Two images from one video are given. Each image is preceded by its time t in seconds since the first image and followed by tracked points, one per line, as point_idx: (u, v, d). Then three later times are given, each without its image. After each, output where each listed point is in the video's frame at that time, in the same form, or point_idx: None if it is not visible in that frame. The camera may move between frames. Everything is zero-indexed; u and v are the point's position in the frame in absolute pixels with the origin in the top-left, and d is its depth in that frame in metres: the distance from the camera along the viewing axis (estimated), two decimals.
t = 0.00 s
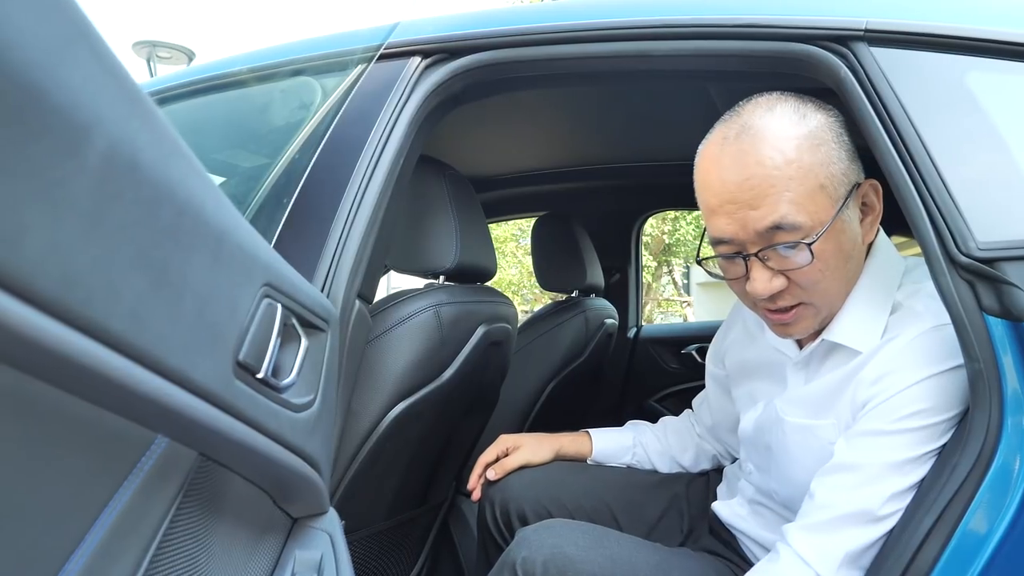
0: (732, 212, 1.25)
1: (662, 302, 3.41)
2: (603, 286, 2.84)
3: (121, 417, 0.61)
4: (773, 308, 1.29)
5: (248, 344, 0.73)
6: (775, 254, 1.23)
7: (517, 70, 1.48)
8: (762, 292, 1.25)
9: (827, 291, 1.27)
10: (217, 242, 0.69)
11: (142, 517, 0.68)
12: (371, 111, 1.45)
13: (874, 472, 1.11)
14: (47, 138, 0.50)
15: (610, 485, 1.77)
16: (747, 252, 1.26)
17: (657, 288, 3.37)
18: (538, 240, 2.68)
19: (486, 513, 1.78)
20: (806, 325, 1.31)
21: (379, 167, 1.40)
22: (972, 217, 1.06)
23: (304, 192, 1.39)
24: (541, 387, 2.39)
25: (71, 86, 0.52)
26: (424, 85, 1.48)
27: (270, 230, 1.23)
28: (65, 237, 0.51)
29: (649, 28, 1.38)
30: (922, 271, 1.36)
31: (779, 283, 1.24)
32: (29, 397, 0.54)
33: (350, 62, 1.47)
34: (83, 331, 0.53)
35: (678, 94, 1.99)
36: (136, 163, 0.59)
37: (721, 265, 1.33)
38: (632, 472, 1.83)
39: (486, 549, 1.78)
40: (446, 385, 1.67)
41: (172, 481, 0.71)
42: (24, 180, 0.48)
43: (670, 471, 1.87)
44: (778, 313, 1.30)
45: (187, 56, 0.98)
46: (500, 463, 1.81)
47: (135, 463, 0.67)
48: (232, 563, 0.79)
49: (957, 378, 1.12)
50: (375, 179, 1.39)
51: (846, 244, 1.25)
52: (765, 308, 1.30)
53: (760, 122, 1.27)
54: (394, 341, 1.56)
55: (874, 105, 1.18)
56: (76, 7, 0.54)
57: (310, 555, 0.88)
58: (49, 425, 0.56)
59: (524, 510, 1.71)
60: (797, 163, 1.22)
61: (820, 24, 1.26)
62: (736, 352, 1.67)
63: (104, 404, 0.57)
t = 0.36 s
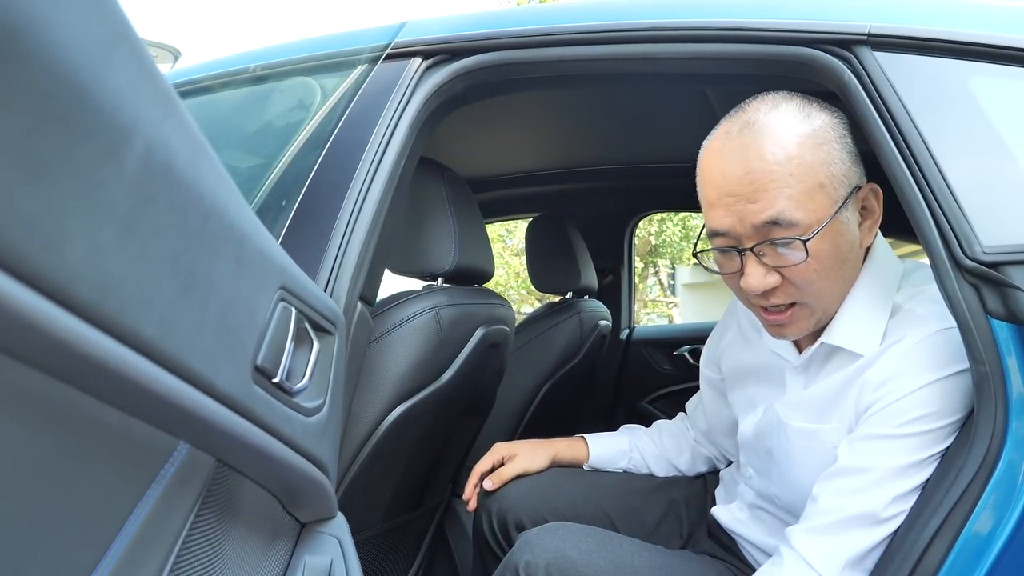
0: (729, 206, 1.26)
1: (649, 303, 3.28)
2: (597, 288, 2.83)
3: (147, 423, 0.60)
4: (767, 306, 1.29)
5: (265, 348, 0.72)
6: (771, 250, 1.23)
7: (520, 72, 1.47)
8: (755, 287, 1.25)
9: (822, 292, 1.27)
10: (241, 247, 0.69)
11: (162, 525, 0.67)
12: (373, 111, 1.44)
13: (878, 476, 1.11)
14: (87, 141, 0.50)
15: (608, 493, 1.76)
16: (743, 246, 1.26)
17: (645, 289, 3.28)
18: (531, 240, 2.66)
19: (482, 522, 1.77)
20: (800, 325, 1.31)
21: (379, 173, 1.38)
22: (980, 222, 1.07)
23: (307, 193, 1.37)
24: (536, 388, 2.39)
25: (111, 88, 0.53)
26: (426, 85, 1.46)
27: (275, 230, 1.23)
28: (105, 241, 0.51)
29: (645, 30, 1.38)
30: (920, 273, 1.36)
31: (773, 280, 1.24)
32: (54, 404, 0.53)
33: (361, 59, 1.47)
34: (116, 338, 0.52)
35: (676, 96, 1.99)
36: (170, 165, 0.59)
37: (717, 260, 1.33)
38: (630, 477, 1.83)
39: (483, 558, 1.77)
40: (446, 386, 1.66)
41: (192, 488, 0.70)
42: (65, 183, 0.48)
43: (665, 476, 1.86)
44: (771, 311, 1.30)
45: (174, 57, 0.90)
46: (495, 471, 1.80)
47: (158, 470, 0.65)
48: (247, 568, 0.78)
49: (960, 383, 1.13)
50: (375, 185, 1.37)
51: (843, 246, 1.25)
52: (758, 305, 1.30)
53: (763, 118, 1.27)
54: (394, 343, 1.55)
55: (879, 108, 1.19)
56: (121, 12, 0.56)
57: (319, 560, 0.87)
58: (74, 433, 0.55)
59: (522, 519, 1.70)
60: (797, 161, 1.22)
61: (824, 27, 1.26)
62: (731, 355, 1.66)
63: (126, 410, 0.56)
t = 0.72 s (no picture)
0: (710, 183, 1.30)
1: (627, 305, 3.22)
2: (584, 289, 2.82)
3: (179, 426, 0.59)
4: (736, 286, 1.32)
5: (283, 349, 0.70)
6: (741, 230, 1.27)
7: (519, 74, 1.40)
8: (720, 262, 1.30)
9: (788, 284, 1.27)
10: (270, 246, 0.67)
11: (185, 531, 0.64)
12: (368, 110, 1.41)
13: (882, 475, 1.11)
14: (138, 134, 0.49)
15: (605, 492, 1.76)
16: (718, 223, 1.30)
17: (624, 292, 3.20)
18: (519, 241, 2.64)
19: (478, 521, 1.74)
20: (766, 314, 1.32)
21: (379, 169, 1.25)
22: (983, 226, 1.07)
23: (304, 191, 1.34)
24: (526, 388, 2.37)
25: (162, 81, 0.52)
26: (425, 83, 1.35)
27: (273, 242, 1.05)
28: (152, 236, 0.50)
29: (635, 30, 1.33)
30: (920, 274, 1.35)
31: (738, 259, 1.28)
32: (83, 408, 0.50)
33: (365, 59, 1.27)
34: (160, 339, 0.51)
35: (668, 97, 1.99)
36: (213, 159, 0.59)
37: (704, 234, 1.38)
38: (625, 477, 1.82)
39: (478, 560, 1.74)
40: (440, 388, 1.62)
41: (214, 492, 0.67)
42: (117, 176, 0.47)
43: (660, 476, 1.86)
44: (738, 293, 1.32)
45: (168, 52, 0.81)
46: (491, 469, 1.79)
47: (182, 474, 0.62)
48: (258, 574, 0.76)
49: (961, 382, 1.13)
50: (375, 183, 1.24)
51: (815, 241, 1.25)
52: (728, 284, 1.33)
53: (764, 106, 1.29)
54: (389, 344, 1.52)
55: (879, 110, 1.18)
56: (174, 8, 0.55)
57: (328, 563, 0.85)
58: (102, 436, 0.52)
59: (518, 518, 1.69)
60: (779, 150, 1.24)
61: (825, 30, 1.24)
62: (731, 352, 1.66)
63: (153, 411, 0.54)
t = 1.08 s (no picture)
0: (708, 176, 1.30)
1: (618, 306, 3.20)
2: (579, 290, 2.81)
3: (198, 428, 0.57)
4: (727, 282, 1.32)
5: (293, 349, 0.69)
6: (736, 224, 1.27)
7: (520, 73, 1.39)
8: (714, 256, 1.30)
9: (781, 279, 1.27)
10: (280, 244, 0.67)
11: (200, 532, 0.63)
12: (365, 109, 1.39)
13: (883, 472, 1.10)
14: (165, 127, 0.49)
15: (603, 493, 1.76)
16: (714, 216, 1.31)
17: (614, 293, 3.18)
18: (514, 243, 2.62)
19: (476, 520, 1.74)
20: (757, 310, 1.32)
21: (379, 168, 1.22)
22: (985, 227, 1.06)
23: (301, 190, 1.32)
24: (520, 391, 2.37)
25: (189, 74, 0.51)
26: (424, 83, 1.33)
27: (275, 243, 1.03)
28: (177, 232, 0.49)
29: (637, 30, 1.31)
30: (918, 275, 1.35)
31: (732, 253, 1.28)
32: (111, 411, 0.49)
33: (368, 58, 1.24)
34: (183, 338, 0.50)
35: (665, 98, 1.99)
36: (234, 159, 0.58)
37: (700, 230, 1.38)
38: (622, 478, 1.81)
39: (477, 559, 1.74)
40: (438, 388, 1.60)
41: (226, 492, 0.66)
42: (145, 171, 0.47)
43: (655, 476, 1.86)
44: (729, 288, 1.32)
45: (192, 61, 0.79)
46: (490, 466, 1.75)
47: (197, 473, 0.60)
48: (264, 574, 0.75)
49: (961, 383, 1.12)
50: (375, 184, 1.21)
51: (809, 237, 1.25)
52: (721, 278, 1.33)
53: (763, 102, 1.29)
54: (387, 344, 1.50)
55: (879, 112, 1.16)
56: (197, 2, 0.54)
57: (333, 565, 0.84)
58: (128, 442, 0.51)
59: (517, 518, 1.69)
60: (777, 144, 1.24)
61: (825, 32, 1.23)
62: (728, 354, 1.67)
63: (168, 411, 0.53)
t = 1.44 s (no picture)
0: (703, 182, 1.30)
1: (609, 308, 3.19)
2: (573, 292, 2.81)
3: (213, 431, 0.57)
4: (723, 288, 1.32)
5: (300, 351, 0.69)
6: (732, 230, 1.27)
7: (518, 75, 1.38)
8: (710, 262, 1.30)
9: (777, 284, 1.28)
10: (289, 249, 0.66)
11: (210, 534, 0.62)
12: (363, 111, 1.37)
13: (881, 468, 1.09)
14: (191, 131, 0.49)
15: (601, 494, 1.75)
16: (709, 222, 1.31)
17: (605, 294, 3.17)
18: (510, 246, 2.63)
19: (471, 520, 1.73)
20: (754, 315, 1.33)
21: (379, 169, 1.22)
22: (983, 230, 1.05)
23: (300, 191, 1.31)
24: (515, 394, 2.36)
25: (212, 79, 0.51)
26: (420, 87, 1.33)
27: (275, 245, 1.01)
28: (198, 236, 0.49)
29: (638, 31, 1.31)
30: (919, 277, 1.35)
31: (728, 260, 1.28)
32: (130, 412, 0.48)
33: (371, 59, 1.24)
34: (202, 342, 0.50)
35: (661, 100, 1.99)
36: (251, 161, 0.58)
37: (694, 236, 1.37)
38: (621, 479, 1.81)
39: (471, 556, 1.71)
40: (437, 389, 1.60)
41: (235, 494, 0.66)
42: (172, 175, 0.47)
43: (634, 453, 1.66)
44: (724, 294, 1.33)
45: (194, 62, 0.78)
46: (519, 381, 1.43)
47: (207, 476, 0.60)
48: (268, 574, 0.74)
49: (960, 383, 1.12)
50: (375, 185, 1.20)
51: (805, 242, 1.26)
52: (716, 284, 1.33)
53: (757, 109, 1.30)
54: (385, 346, 1.47)
55: (877, 116, 1.16)
56: (220, 9, 0.54)
57: (335, 567, 0.85)
58: (147, 443, 0.51)
59: (512, 515, 1.67)
60: (771, 151, 1.25)
61: (823, 36, 1.23)
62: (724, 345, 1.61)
63: (182, 412, 0.53)
